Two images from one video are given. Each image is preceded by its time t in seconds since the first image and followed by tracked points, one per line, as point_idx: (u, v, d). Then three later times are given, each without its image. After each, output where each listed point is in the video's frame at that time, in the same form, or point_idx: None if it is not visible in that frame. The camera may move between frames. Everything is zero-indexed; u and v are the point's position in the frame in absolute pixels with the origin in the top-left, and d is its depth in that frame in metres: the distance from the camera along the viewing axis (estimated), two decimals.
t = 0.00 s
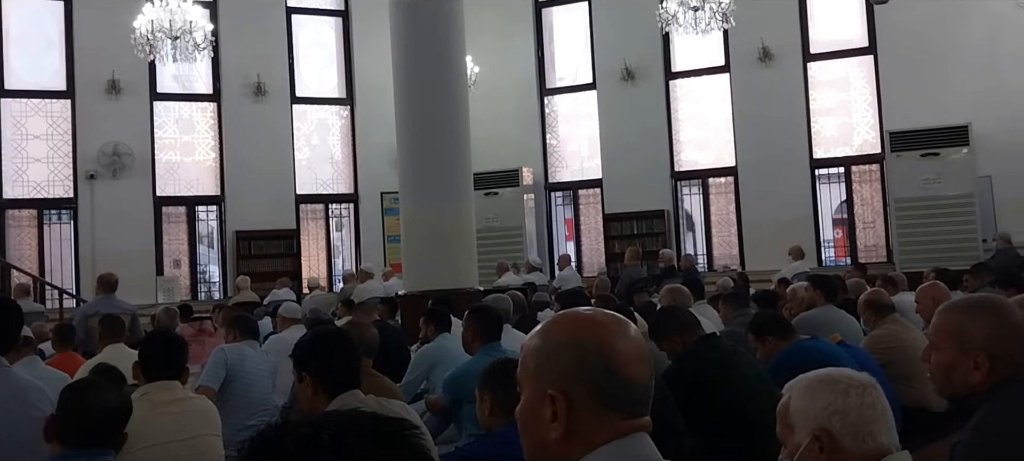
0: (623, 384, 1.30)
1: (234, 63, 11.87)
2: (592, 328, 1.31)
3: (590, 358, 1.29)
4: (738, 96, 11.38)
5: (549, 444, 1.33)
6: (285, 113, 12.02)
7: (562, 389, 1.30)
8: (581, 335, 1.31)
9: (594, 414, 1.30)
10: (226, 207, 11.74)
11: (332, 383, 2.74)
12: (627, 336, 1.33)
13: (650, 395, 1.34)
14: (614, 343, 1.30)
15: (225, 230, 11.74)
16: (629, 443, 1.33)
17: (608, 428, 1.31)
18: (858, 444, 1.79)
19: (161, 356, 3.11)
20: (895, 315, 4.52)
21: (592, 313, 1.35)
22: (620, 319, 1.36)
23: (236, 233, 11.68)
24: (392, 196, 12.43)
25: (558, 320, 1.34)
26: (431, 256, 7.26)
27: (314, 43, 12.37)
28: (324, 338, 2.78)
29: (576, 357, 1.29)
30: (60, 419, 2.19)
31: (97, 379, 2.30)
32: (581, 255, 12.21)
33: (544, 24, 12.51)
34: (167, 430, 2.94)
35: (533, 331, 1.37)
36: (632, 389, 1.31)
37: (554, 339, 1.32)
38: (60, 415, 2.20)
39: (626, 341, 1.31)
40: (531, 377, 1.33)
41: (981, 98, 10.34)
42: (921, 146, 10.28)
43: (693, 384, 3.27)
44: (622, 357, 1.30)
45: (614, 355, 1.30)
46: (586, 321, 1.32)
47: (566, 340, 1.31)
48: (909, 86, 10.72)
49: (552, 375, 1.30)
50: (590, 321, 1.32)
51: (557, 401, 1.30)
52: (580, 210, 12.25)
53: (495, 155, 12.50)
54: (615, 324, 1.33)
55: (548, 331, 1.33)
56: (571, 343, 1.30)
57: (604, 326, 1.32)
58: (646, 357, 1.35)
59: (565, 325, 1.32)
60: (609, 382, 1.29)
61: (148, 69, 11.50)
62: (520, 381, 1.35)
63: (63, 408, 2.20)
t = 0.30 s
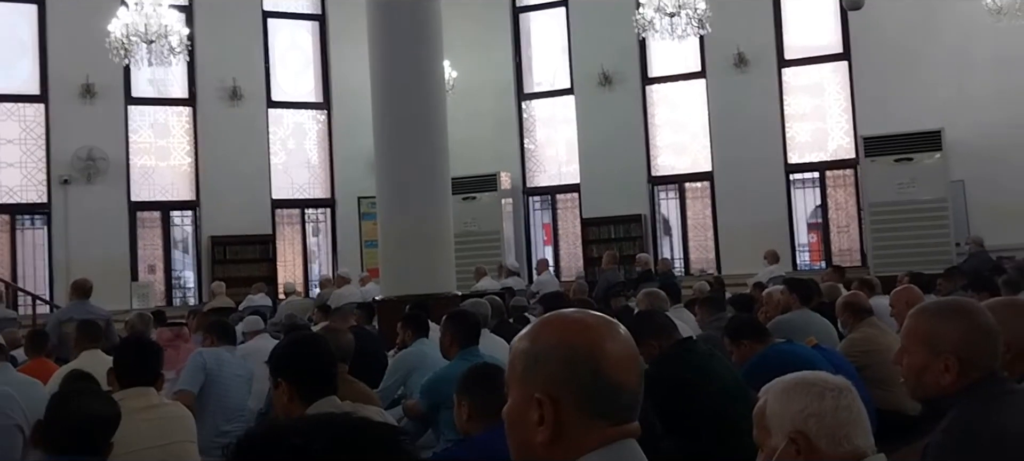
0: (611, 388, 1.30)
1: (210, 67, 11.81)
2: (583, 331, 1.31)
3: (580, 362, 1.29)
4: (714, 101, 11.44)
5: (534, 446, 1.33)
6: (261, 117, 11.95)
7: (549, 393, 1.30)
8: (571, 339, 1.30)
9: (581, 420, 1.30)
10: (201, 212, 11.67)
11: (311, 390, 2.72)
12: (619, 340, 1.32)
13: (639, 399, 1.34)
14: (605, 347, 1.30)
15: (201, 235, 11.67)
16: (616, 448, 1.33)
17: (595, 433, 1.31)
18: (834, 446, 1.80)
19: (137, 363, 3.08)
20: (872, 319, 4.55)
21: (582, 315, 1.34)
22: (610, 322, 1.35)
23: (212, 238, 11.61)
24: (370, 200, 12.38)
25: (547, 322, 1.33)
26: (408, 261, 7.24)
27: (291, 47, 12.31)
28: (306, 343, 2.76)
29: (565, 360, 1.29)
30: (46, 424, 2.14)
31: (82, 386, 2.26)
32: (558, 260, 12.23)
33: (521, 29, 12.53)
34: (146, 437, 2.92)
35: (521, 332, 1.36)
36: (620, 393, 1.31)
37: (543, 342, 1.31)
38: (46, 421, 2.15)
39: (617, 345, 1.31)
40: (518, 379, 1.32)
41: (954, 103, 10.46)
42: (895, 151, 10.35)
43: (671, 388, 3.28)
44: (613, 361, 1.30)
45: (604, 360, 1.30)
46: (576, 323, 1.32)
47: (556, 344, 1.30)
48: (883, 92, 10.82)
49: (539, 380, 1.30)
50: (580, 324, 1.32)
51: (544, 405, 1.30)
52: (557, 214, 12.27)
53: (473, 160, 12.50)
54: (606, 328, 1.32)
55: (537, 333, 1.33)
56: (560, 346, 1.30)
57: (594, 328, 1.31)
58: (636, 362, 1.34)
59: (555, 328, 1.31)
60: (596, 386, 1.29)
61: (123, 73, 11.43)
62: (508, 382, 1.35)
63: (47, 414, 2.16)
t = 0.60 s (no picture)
0: (601, 391, 1.30)
1: (194, 69, 11.76)
2: (574, 332, 1.31)
3: (570, 364, 1.29)
4: (699, 104, 11.48)
5: (523, 447, 1.33)
6: (246, 119, 11.90)
7: (538, 396, 1.30)
8: (562, 341, 1.30)
9: (570, 422, 1.30)
10: (185, 215, 11.62)
11: (297, 393, 2.71)
12: (610, 343, 1.32)
13: (629, 402, 1.34)
14: (595, 349, 1.30)
15: (185, 238, 11.62)
16: (606, 452, 1.33)
17: (585, 435, 1.31)
18: (819, 447, 1.80)
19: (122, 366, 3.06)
20: (856, 321, 4.58)
21: (573, 316, 1.34)
22: (601, 324, 1.35)
23: (196, 240, 11.56)
24: (355, 202, 12.35)
25: (538, 323, 1.33)
26: (394, 263, 7.22)
27: (276, 49, 12.27)
28: (293, 346, 2.75)
29: (556, 362, 1.29)
30: (34, 426, 2.13)
31: (70, 389, 2.24)
32: (544, 262, 12.26)
33: (507, 31, 12.55)
34: (130, 441, 2.90)
35: (513, 333, 1.36)
36: (612, 395, 1.31)
37: (534, 343, 1.31)
38: (34, 423, 2.14)
39: (608, 347, 1.31)
40: (509, 380, 1.32)
41: (937, 106, 10.54)
42: (878, 154, 10.42)
43: (657, 391, 3.29)
44: (603, 364, 1.30)
45: (595, 363, 1.30)
46: (568, 325, 1.32)
47: (546, 345, 1.30)
48: (867, 95, 10.88)
49: (529, 382, 1.30)
50: (572, 325, 1.32)
51: (534, 407, 1.30)
52: (543, 217, 12.30)
53: (459, 161, 12.51)
54: (596, 330, 1.32)
55: (529, 333, 1.33)
56: (551, 346, 1.30)
57: (586, 330, 1.31)
58: (627, 365, 1.34)
59: (546, 329, 1.32)
60: (586, 388, 1.29)
61: (106, 74, 11.37)
62: (498, 383, 1.35)
63: (36, 417, 2.14)
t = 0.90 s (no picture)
0: (586, 394, 1.30)
1: (183, 69, 11.72)
2: (558, 335, 1.31)
3: (555, 365, 1.29)
4: (689, 107, 11.51)
5: (508, 449, 1.33)
6: (235, 120, 11.86)
7: (522, 396, 1.30)
8: (547, 343, 1.30)
9: (554, 424, 1.30)
10: (174, 216, 11.58)
11: (285, 395, 2.70)
12: (594, 346, 1.33)
13: (613, 404, 1.34)
14: (579, 351, 1.30)
15: (173, 238, 11.58)
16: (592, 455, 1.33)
17: (569, 438, 1.31)
18: (809, 448, 1.80)
19: (109, 368, 3.04)
20: (843, 322, 4.60)
21: (558, 319, 1.34)
22: (587, 327, 1.36)
23: (184, 242, 11.51)
24: (345, 204, 12.33)
25: (523, 325, 1.33)
26: (384, 264, 7.21)
27: (265, 50, 12.24)
28: (282, 348, 2.74)
29: (540, 363, 1.29)
30: (19, 428, 2.12)
31: (57, 391, 2.23)
32: (534, 264, 12.26)
33: (497, 33, 12.55)
34: (118, 442, 2.88)
35: (498, 335, 1.36)
36: (595, 399, 1.31)
37: (519, 345, 1.31)
38: (20, 425, 2.12)
39: (592, 350, 1.32)
40: (494, 382, 1.32)
41: (924, 109, 10.58)
42: (866, 156, 10.45)
43: (647, 392, 3.28)
44: (587, 365, 1.30)
45: (580, 366, 1.30)
46: (552, 327, 1.32)
47: (530, 345, 1.30)
48: (855, 97, 10.92)
49: (514, 384, 1.30)
50: (557, 328, 1.32)
51: (518, 409, 1.30)
52: (533, 218, 12.30)
53: (448, 163, 12.51)
54: (581, 333, 1.33)
55: (514, 336, 1.33)
56: (535, 348, 1.30)
57: (570, 332, 1.32)
58: (612, 368, 1.35)
59: (531, 331, 1.32)
60: (570, 391, 1.29)
61: (95, 75, 11.33)
62: (484, 385, 1.35)
63: (22, 419, 2.13)
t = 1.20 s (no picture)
0: (571, 396, 1.30)
1: (172, 70, 11.69)
2: (543, 337, 1.31)
3: (539, 367, 1.29)
4: (679, 109, 11.53)
5: (493, 451, 1.33)
6: (225, 121, 11.83)
7: (506, 399, 1.30)
8: (530, 346, 1.30)
9: (538, 427, 1.30)
10: (163, 217, 11.55)
11: (273, 397, 2.69)
12: (579, 348, 1.33)
13: (599, 406, 1.34)
14: (563, 354, 1.30)
15: (162, 240, 11.55)
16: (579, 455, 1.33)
17: (555, 440, 1.31)
18: (798, 451, 1.81)
19: (97, 370, 3.03)
20: (830, 325, 4.61)
21: (544, 322, 1.34)
22: (572, 329, 1.36)
23: (173, 243, 11.48)
24: (335, 205, 12.31)
25: (508, 327, 1.34)
26: (374, 266, 7.19)
27: (255, 51, 12.22)
28: (270, 350, 2.74)
29: (524, 365, 1.29)
30: (6, 429, 2.11)
31: (44, 392, 2.22)
32: (524, 266, 12.28)
33: (488, 36, 12.56)
34: (105, 445, 2.87)
35: (484, 338, 1.37)
36: (579, 401, 1.31)
37: (504, 347, 1.32)
38: (7, 426, 2.11)
39: (578, 353, 1.32)
40: (479, 385, 1.33)
41: (912, 112, 10.64)
42: (855, 159, 10.49)
43: (636, 395, 3.29)
44: (572, 367, 1.30)
45: (563, 367, 1.30)
46: (537, 329, 1.32)
47: (515, 348, 1.31)
48: (844, 100, 10.96)
49: (497, 387, 1.31)
50: (541, 330, 1.32)
51: (502, 411, 1.30)
52: (523, 220, 12.32)
53: (438, 165, 12.51)
54: (566, 335, 1.33)
55: (499, 338, 1.33)
56: (519, 351, 1.30)
57: (555, 335, 1.32)
58: (597, 370, 1.35)
59: (517, 333, 1.32)
60: (555, 394, 1.29)
61: (84, 75, 11.29)
62: (469, 388, 1.35)
63: (9, 419, 2.12)
